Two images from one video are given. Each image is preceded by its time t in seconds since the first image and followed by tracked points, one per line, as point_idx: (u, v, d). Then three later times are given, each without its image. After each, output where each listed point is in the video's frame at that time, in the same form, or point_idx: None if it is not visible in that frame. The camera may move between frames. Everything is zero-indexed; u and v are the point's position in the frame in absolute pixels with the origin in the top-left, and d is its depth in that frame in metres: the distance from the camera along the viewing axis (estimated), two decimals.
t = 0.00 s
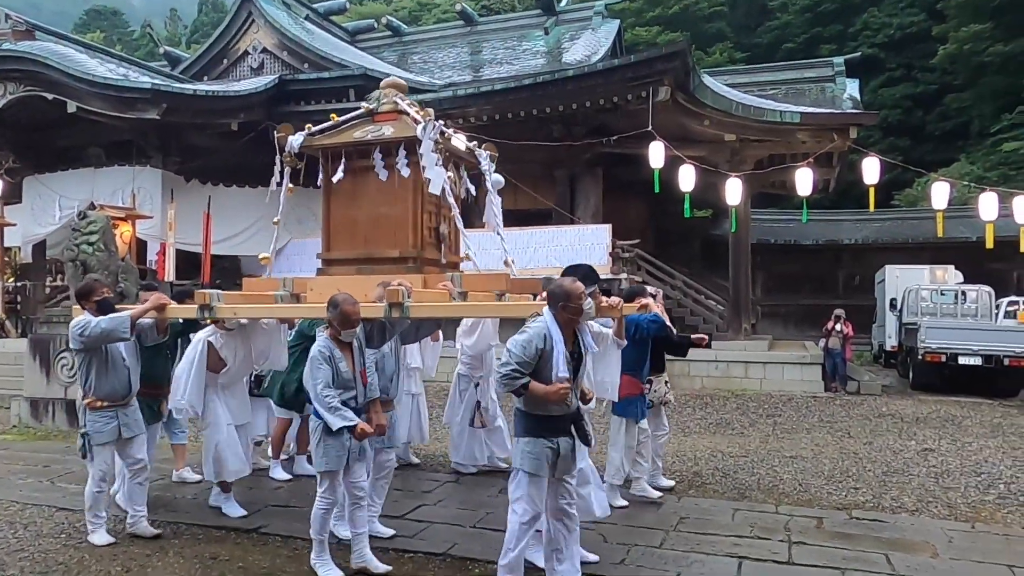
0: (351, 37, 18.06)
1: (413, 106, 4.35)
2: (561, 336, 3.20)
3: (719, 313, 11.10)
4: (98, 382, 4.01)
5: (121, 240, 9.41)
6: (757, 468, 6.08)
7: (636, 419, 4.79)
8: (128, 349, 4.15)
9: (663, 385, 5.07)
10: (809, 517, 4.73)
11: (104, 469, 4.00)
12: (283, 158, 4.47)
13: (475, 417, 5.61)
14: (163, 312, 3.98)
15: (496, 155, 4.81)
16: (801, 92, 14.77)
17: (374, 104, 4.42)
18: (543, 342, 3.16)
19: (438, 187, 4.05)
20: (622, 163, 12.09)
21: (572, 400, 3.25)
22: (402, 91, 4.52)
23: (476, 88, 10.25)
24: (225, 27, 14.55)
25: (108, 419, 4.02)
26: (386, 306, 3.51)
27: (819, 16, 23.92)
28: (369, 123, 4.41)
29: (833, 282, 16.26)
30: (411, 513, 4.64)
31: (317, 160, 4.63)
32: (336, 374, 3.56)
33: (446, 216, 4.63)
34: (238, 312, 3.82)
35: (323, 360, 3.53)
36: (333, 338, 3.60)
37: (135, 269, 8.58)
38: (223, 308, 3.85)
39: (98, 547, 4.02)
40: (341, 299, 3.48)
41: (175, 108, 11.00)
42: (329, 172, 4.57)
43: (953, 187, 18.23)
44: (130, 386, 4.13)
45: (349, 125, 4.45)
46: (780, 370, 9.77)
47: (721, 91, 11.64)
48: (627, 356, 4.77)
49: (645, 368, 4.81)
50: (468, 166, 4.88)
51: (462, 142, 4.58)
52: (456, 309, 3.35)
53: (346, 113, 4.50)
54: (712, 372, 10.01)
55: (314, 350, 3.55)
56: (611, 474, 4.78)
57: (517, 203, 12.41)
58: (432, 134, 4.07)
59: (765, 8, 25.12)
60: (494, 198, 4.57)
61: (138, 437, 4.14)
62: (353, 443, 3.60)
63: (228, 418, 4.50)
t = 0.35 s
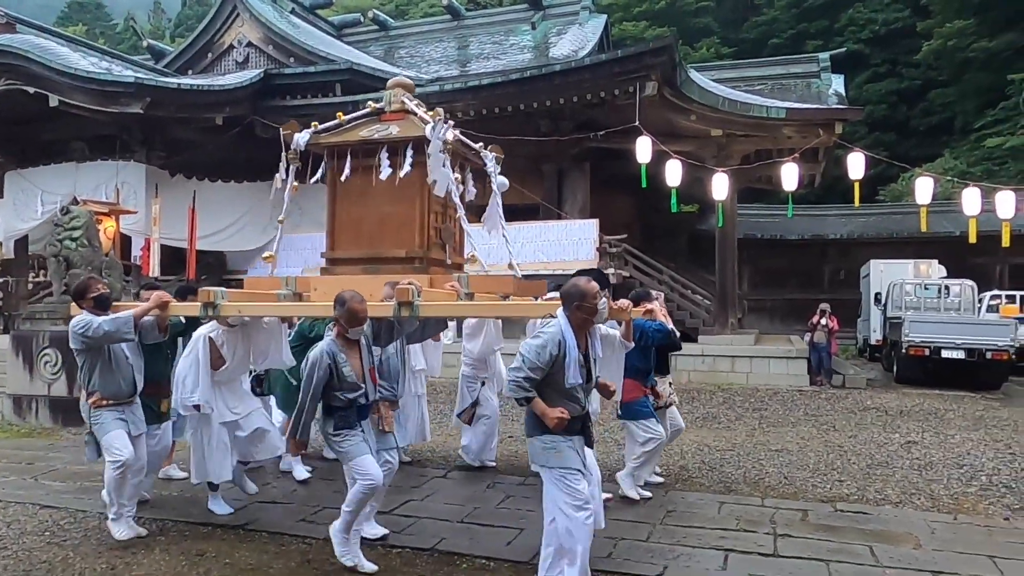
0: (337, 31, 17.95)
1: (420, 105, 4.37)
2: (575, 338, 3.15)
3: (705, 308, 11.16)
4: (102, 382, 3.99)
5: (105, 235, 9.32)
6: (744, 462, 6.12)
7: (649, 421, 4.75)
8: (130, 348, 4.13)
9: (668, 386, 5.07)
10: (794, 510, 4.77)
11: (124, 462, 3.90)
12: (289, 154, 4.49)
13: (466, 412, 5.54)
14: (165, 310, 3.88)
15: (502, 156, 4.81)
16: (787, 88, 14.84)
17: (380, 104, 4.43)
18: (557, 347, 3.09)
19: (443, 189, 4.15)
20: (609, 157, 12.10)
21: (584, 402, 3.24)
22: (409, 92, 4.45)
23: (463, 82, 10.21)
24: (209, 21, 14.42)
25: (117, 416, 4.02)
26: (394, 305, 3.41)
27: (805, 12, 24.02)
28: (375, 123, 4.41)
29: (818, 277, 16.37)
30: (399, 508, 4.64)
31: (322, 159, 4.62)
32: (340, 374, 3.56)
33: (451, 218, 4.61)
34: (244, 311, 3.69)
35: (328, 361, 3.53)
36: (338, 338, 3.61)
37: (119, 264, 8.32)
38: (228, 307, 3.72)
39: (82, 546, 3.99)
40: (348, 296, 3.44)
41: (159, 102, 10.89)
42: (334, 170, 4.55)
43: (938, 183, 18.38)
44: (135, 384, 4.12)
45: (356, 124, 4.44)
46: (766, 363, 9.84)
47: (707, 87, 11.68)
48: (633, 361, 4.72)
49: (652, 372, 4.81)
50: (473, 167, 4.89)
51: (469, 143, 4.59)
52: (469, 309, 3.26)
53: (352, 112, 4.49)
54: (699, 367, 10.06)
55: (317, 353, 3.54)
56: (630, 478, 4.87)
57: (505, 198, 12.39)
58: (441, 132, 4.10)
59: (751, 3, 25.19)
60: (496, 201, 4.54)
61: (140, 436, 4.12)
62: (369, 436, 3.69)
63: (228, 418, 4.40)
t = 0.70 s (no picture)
0: (328, 38, 17.96)
1: (420, 113, 4.35)
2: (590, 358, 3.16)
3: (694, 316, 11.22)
4: (101, 398, 3.91)
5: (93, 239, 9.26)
6: (731, 470, 6.15)
7: (655, 432, 4.72)
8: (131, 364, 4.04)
9: (676, 394, 5.10)
10: (782, 518, 4.78)
11: (117, 485, 3.81)
12: (288, 165, 4.41)
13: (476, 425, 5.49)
14: (168, 326, 3.83)
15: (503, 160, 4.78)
16: (775, 98, 14.97)
17: (381, 110, 4.41)
18: (571, 363, 3.12)
19: (447, 197, 4.12)
20: (599, 165, 12.16)
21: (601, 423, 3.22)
22: (409, 96, 4.50)
23: (454, 90, 10.23)
24: (199, 26, 14.39)
25: (112, 433, 3.88)
26: (405, 324, 3.41)
27: (793, 23, 24.25)
28: (375, 130, 4.37)
29: (806, 286, 16.48)
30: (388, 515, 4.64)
31: (323, 166, 4.57)
32: (352, 395, 3.46)
33: (454, 225, 4.64)
34: (249, 327, 3.68)
35: (338, 381, 3.44)
36: (348, 357, 3.53)
37: (107, 270, 7.79)
38: (233, 322, 3.69)
39: (67, 554, 3.95)
40: (358, 314, 3.36)
41: (148, 107, 10.85)
42: (335, 179, 4.50)
43: (924, 193, 18.56)
44: (134, 401, 4.01)
45: (355, 132, 4.40)
46: (755, 372, 9.89)
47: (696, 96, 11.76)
48: (644, 369, 4.73)
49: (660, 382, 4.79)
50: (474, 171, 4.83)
51: (469, 148, 4.53)
52: (479, 326, 3.28)
53: (352, 119, 4.45)
54: (688, 374, 10.09)
55: (328, 373, 3.46)
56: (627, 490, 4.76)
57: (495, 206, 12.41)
58: (445, 142, 4.07)
59: (741, 13, 25.40)
60: (501, 206, 4.48)
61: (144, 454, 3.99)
62: (377, 458, 3.52)
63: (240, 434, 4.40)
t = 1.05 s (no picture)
0: (312, 39, 17.88)
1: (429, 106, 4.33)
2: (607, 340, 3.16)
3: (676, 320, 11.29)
4: (96, 388, 3.82)
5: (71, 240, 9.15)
6: (713, 472, 6.19)
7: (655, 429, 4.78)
8: (129, 355, 3.95)
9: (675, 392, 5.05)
10: (762, 520, 4.82)
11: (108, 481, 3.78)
12: (295, 155, 4.43)
13: (476, 428, 5.52)
14: (168, 313, 3.75)
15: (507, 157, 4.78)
16: (757, 104, 15.10)
17: (387, 102, 4.35)
18: (590, 342, 3.11)
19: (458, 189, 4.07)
20: (583, 169, 12.21)
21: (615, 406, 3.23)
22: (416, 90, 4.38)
23: (439, 92, 10.22)
24: (181, 25, 14.28)
25: (107, 428, 3.83)
26: (417, 309, 3.41)
27: (775, 29, 24.48)
28: (382, 122, 4.35)
29: (787, 289, 16.63)
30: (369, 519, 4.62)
31: (329, 158, 4.56)
32: (362, 381, 3.42)
33: (458, 219, 4.65)
34: (254, 315, 3.61)
35: (350, 365, 3.40)
36: (362, 342, 3.47)
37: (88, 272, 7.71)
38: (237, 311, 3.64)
39: (43, 559, 3.90)
40: (373, 301, 3.33)
41: (129, 107, 10.74)
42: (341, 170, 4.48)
43: (903, 199, 18.78)
44: (131, 393, 3.93)
45: (362, 124, 4.39)
46: (737, 375, 9.95)
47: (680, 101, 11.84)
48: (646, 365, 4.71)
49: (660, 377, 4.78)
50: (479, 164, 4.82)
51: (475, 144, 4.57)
52: (491, 311, 3.27)
53: (358, 110, 4.42)
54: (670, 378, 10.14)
55: (342, 355, 3.42)
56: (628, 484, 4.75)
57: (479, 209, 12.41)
58: (455, 133, 4.06)
59: (723, 19, 25.60)
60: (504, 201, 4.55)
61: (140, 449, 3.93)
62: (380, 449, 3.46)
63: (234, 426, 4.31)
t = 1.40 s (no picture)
0: (304, 42, 17.85)
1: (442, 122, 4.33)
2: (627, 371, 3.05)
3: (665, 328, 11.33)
4: (105, 401, 3.80)
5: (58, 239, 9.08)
6: (700, 481, 6.20)
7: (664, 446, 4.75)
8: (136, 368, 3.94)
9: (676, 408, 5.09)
10: (748, 530, 4.83)
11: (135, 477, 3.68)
12: (303, 168, 4.46)
13: (485, 440, 5.54)
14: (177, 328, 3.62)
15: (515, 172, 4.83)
16: (748, 114, 15.19)
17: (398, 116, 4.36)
18: (611, 380, 3.00)
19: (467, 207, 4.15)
20: (574, 176, 12.23)
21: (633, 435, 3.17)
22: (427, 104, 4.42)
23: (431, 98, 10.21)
24: (172, 26, 14.21)
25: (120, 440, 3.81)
26: (433, 331, 3.37)
27: (766, 40, 24.67)
28: (392, 135, 4.34)
29: (775, 299, 16.73)
30: (355, 526, 4.59)
31: (338, 171, 4.49)
32: (378, 405, 3.35)
33: (467, 235, 4.62)
34: (266, 332, 3.55)
35: (367, 391, 3.33)
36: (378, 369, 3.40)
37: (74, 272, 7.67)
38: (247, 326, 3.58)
39: (24, 564, 3.84)
40: (394, 325, 3.25)
41: (118, 107, 10.66)
42: (351, 183, 4.43)
43: (890, 210, 18.93)
44: (140, 406, 3.93)
45: (373, 137, 4.35)
46: (724, 384, 9.99)
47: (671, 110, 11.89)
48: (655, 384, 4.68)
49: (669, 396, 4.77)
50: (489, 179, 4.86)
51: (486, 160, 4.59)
52: (510, 335, 3.25)
53: (369, 124, 4.40)
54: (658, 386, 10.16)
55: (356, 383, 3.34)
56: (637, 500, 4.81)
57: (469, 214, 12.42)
58: (471, 151, 4.04)
59: (714, 29, 25.78)
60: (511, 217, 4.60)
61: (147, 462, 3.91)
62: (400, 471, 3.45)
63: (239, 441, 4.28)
